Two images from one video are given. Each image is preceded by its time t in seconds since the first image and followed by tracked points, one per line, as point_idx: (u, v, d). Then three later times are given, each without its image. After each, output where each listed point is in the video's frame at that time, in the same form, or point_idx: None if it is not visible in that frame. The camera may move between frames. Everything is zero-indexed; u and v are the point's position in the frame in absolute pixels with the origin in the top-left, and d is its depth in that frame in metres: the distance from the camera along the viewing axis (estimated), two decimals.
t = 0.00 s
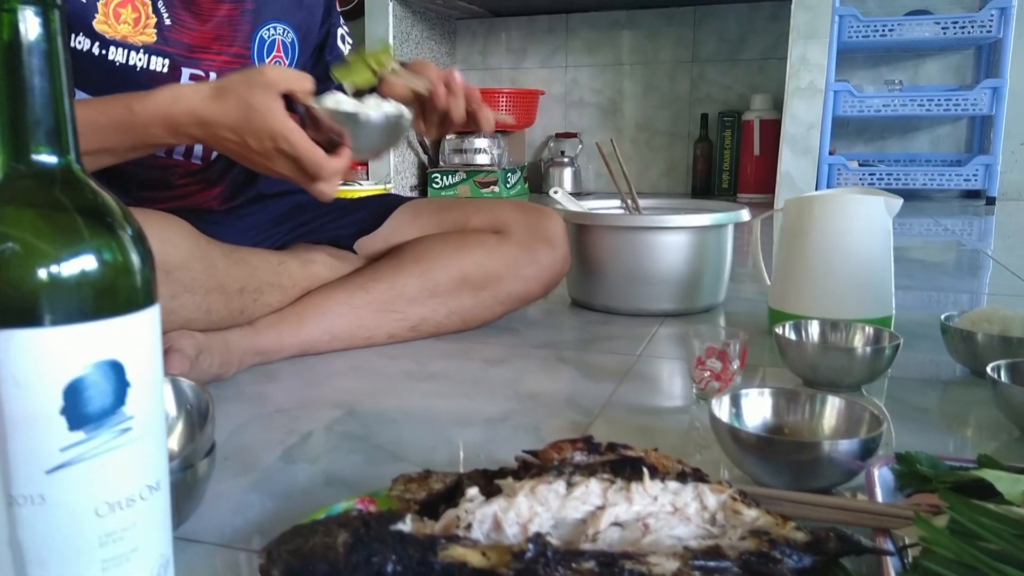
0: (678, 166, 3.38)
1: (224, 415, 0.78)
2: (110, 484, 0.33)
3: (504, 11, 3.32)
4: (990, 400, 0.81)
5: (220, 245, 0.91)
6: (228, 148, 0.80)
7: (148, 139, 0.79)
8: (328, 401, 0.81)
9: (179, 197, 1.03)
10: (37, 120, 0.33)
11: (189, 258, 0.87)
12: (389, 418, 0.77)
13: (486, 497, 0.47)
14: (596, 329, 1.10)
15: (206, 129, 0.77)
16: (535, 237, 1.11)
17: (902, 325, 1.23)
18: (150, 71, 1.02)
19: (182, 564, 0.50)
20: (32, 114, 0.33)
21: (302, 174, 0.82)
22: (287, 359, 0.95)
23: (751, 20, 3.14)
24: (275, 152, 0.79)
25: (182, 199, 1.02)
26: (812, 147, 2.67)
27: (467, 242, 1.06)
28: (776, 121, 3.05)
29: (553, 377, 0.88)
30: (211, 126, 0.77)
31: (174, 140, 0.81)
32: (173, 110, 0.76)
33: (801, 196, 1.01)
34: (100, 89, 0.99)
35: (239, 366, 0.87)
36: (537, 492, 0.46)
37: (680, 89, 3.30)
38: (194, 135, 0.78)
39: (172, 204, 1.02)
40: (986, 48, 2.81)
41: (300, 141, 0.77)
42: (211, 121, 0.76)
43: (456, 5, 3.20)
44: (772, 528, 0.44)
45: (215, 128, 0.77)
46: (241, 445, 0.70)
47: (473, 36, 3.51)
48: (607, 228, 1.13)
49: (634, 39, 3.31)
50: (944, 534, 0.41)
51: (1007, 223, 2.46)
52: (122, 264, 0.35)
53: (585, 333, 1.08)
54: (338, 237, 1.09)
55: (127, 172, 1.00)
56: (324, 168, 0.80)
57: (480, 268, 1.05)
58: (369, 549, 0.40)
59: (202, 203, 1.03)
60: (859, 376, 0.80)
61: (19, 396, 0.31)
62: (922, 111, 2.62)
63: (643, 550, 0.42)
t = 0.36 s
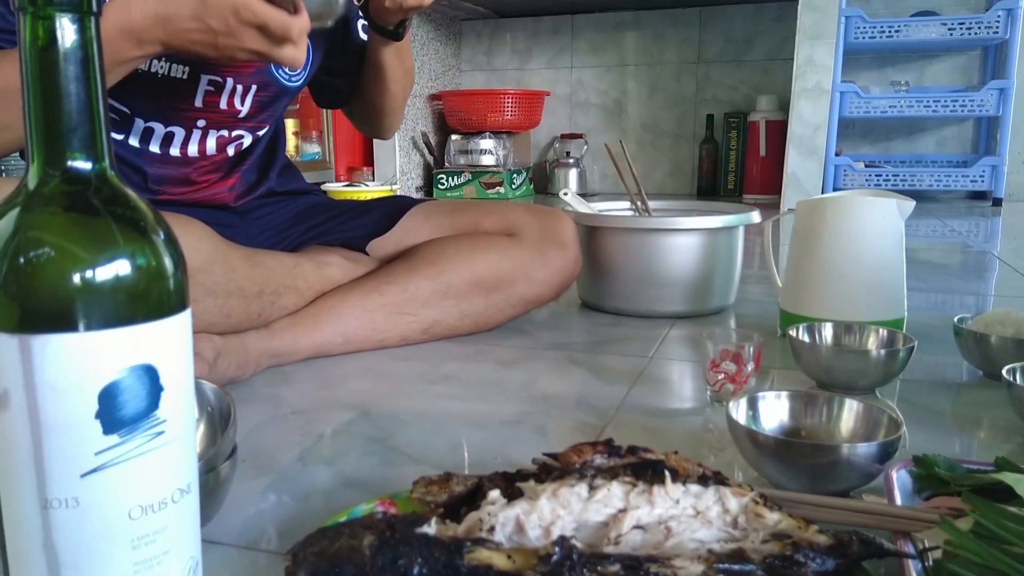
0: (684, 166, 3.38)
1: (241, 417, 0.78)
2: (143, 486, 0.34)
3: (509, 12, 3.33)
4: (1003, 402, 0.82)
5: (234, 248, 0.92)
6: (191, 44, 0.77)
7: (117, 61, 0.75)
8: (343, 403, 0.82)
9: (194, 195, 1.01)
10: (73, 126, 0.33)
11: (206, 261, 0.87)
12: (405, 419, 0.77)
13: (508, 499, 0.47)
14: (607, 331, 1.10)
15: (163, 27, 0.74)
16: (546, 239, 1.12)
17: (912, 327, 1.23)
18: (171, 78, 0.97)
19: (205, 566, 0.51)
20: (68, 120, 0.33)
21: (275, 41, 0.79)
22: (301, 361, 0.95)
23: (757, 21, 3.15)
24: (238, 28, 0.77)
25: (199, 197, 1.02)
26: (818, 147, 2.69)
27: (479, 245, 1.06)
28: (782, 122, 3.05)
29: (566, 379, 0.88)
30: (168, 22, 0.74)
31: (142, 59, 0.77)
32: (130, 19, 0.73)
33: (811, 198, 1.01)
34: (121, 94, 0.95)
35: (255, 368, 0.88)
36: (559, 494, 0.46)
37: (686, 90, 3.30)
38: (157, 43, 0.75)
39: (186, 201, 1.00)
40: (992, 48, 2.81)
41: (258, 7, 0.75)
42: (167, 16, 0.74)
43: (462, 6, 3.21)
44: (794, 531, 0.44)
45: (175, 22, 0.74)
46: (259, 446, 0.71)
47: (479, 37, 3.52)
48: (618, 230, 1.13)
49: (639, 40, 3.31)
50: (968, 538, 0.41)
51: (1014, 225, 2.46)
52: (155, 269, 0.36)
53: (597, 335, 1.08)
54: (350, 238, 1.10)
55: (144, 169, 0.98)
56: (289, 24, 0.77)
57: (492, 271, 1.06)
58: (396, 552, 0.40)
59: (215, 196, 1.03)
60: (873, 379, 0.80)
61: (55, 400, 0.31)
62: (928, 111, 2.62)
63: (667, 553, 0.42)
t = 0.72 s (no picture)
0: (684, 169, 3.38)
1: (240, 427, 0.78)
2: (141, 507, 0.34)
3: (510, 15, 3.33)
4: (1000, 412, 0.82)
5: (235, 258, 0.92)
6: (198, 57, 0.77)
7: (122, 74, 0.76)
8: (342, 412, 0.82)
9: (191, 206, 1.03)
10: (72, 153, 0.34)
11: (206, 271, 0.87)
12: (404, 429, 0.78)
13: (503, 514, 0.47)
14: (605, 338, 1.11)
15: (171, 38, 0.75)
16: (546, 247, 1.12)
17: (910, 333, 1.23)
18: (168, 95, 0.97)
19: None
20: (68, 147, 0.34)
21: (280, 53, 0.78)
22: (301, 369, 0.96)
23: (757, 24, 3.15)
24: (244, 40, 0.76)
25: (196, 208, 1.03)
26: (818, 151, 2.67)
27: (478, 254, 1.07)
28: (782, 125, 3.05)
29: (565, 388, 0.88)
30: (176, 34, 0.75)
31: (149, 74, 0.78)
32: (138, 30, 0.74)
33: (810, 207, 1.02)
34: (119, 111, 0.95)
35: (255, 377, 0.88)
36: (555, 510, 0.46)
37: (686, 93, 3.30)
38: (165, 55, 0.76)
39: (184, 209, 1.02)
40: (992, 52, 2.81)
41: (265, 19, 0.75)
42: (174, 27, 0.75)
43: (463, 10, 3.21)
44: (788, 547, 0.44)
45: (181, 34, 0.75)
46: (258, 457, 0.71)
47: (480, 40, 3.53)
48: (617, 237, 1.13)
49: (640, 42, 3.31)
50: (959, 556, 0.41)
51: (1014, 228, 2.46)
52: (154, 292, 0.36)
53: (595, 342, 1.09)
54: (351, 247, 1.11)
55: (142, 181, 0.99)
56: (296, 36, 0.76)
57: (491, 278, 1.06)
58: (391, 569, 0.40)
59: (216, 204, 1.05)
60: (871, 389, 0.80)
61: (56, 423, 0.32)
62: (928, 115, 2.63)
63: (661, 570, 0.43)
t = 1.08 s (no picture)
0: (684, 171, 3.38)
1: (238, 433, 0.79)
2: (138, 522, 0.34)
3: (510, 16, 3.34)
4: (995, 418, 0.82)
5: (233, 264, 0.92)
6: (203, 105, 0.76)
7: (125, 115, 0.75)
8: (339, 418, 0.83)
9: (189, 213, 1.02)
10: (69, 173, 0.34)
11: (204, 279, 0.88)
12: (400, 436, 0.78)
13: (498, 525, 0.48)
14: (603, 343, 1.11)
15: (177, 89, 0.74)
16: (543, 252, 1.13)
17: (908, 338, 1.23)
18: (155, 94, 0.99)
19: None
20: (66, 165, 0.34)
21: (285, 112, 0.78)
22: (299, 375, 0.96)
23: (757, 26, 3.15)
24: (252, 96, 0.76)
25: (194, 214, 1.02)
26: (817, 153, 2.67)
27: (476, 259, 1.07)
28: (782, 127, 3.05)
29: (562, 394, 0.89)
30: (182, 84, 0.73)
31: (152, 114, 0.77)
32: (144, 77, 0.72)
33: (806, 212, 1.02)
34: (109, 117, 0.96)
35: (253, 383, 0.89)
36: (548, 520, 0.47)
37: (686, 94, 3.30)
38: (170, 100, 0.75)
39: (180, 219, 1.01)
40: (992, 54, 2.81)
41: (276, 78, 0.74)
42: (181, 77, 0.73)
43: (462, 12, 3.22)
44: (780, 558, 0.45)
45: (189, 85, 0.73)
46: (256, 464, 0.71)
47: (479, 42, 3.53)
48: (614, 243, 1.14)
49: (639, 44, 3.32)
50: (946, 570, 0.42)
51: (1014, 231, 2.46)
52: (150, 307, 0.37)
53: (593, 347, 1.09)
54: (350, 252, 1.11)
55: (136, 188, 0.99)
56: (303, 97, 0.76)
57: (488, 284, 1.07)
58: None
59: (213, 211, 1.05)
60: (867, 395, 0.81)
61: (54, 440, 0.32)
62: (927, 117, 2.63)
63: None
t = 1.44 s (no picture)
0: (687, 179, 3.40)
1: (252, 467, 0.80)
2: None
3: (514, 26, 3.35)
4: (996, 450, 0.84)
5: (245, 295, 0.94)
6: (267, 250, 0.69)
7: (185, 224, 0.67)
8: (351, 450, 0.84)
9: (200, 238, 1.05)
10: (102, 259, 0.36)
11: (218, 311, 0.89)
12: (411, 470, 0.79)
13: None
14: (607, 368, 1.12)
15: (257, 229, 0.67)
16: (549, 276, 1.14)
17: (910, 359, 1.25)
18: (170, 112, 0.99)
19: None
20: (97, 247, 0.35)
21: (336, 279, 0.72)
22: (310, 403, 0.98)
23: (760, 36, 3.17)
24: (322, 265, 0.70)
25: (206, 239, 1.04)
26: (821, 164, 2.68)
27: (482, 284, 1.09)
28: (785, 136, 3.07)
29: (569, 424, 0.90)
30: (263, 227, 0.66)
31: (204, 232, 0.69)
32: (229, 204, 0.65)
33: (807, 241, 1.04)
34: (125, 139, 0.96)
35: (265, 413, 0.91)
36: (560, 571, 0.48)
37: (689, 103, 3.32)
38: (237, 229, 0.67)
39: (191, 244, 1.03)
40: (994, 64, 2.82)
41: (354, 255, 0.69)
42: (264, 219, 0.66)
43: (467, 21, 3.23)
44: None
45: (267, 230, 0.67)
46: (271, 500, 0.73)
47: (483, 50, 3.55)
48: (619, 268, 1.15)
49: (643, 53, 3.33)
50: None
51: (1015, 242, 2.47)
52: (180, 379, 0.38)
53: (598, 373, 1.10)
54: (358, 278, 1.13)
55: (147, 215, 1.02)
56: (371, 284, 0.71)
57: (494, 310, 1.09)
58: None
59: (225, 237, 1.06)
60: (868, 429, 0.82)
61: (91, 517, 0.34)
62: (929, 127, 2.65)
63: None
